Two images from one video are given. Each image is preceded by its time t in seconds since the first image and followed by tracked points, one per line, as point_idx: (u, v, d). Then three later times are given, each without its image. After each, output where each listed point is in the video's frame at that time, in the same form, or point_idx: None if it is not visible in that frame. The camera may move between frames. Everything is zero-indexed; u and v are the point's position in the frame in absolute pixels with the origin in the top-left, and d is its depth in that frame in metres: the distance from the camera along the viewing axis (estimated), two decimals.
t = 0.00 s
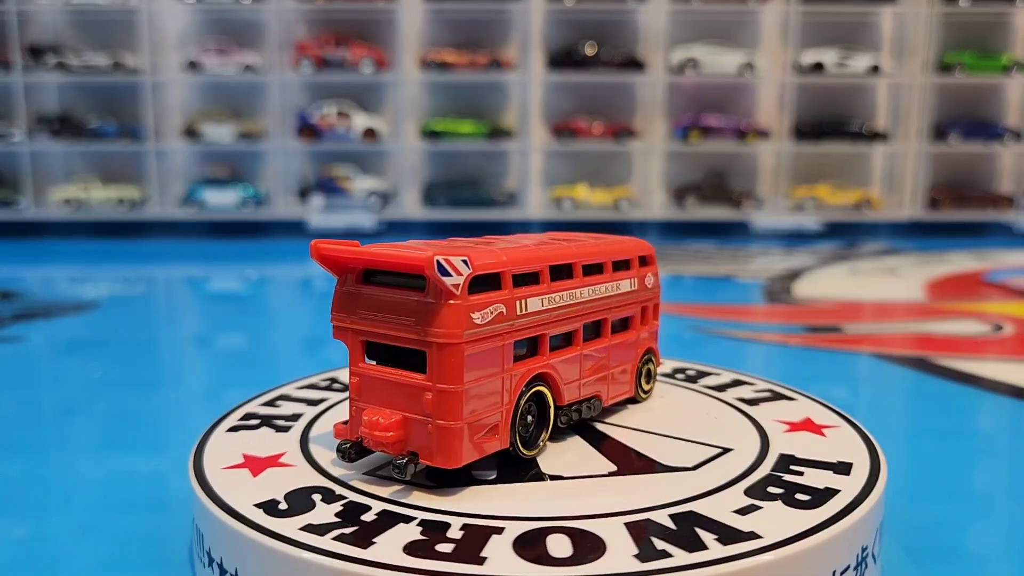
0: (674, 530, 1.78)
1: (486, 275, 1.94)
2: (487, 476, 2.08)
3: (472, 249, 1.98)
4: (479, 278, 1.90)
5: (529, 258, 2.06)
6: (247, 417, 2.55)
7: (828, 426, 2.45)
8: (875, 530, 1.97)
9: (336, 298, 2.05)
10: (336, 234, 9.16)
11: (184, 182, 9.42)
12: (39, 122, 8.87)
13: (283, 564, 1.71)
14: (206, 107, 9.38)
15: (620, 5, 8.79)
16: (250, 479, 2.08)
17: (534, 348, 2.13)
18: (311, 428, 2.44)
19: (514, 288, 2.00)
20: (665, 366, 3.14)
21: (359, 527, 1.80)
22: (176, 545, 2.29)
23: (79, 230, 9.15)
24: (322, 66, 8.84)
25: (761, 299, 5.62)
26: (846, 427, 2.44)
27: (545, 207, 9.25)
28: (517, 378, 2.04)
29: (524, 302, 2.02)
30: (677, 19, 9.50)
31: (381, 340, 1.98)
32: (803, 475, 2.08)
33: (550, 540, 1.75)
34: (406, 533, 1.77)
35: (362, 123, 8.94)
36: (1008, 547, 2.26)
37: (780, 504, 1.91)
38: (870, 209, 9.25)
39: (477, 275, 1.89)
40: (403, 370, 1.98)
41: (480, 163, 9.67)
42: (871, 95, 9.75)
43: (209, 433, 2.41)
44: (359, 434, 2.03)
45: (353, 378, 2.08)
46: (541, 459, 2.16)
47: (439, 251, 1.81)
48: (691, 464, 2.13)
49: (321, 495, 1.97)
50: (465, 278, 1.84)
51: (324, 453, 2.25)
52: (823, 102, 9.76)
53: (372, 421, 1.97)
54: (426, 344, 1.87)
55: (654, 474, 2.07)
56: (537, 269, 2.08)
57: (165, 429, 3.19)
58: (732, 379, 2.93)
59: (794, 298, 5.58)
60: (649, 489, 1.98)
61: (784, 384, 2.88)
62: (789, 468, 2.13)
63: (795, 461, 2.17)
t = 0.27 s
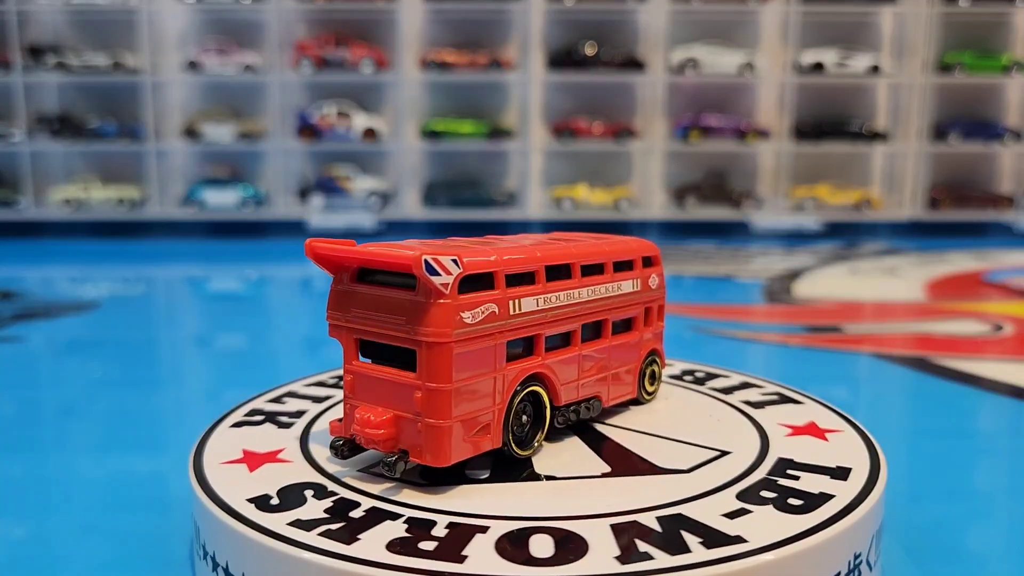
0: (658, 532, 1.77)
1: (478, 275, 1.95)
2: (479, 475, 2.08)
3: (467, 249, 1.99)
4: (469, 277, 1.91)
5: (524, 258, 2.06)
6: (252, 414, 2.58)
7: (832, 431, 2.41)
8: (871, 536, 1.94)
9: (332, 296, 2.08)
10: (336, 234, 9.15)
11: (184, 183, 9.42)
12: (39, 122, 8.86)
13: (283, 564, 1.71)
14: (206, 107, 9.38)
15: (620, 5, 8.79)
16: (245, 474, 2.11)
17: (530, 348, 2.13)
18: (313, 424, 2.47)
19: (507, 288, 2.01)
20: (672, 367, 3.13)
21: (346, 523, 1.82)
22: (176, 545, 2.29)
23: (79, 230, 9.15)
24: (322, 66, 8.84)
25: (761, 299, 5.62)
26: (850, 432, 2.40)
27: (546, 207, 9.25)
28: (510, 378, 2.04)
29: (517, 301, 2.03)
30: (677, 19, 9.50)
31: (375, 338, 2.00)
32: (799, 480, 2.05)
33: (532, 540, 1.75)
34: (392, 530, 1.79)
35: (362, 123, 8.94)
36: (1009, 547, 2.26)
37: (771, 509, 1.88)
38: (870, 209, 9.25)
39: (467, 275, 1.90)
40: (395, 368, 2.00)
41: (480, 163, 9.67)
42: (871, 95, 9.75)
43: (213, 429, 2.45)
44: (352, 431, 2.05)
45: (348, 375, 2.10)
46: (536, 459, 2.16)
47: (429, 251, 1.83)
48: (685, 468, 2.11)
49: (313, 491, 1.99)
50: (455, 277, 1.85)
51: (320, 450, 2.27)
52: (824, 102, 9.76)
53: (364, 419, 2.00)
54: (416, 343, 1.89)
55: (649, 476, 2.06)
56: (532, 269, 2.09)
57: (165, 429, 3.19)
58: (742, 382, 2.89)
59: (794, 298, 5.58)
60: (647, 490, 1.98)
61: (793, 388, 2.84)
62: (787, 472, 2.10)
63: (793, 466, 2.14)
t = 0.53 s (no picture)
0: (643, 534, 1.77)
1: (471, 274, 1.96)
2: (472, 474, 2.08)
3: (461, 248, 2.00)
4: (460, 276, 1.92)
5: (519, 258, 2.07)
6: (257, 410, 2.61)
7: (836, 435, 2.38)
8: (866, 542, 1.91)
9: (328, 294, 2.10)
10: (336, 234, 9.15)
11: (184, 183, 9.42)
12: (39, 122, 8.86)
13: (283, 564, 1.71)
14: (206, 107, 9.38)
15: (620, 5, 8.79)
16: (243, 469, 2.14)
17: (525, 347, 2.13)
18: (316, 420, 2.49)
19: (500, 288, 2.01)
20: (680, 369, 3.11)
21: (333, 519, 1.84)
22: (176, 545, 2.29)
23: (79, 229, 9.15)
24: (322, 66, 8.84)
25: (761, 299, 5.62)
26: (854, 437, 2.36)
27: (545, 207, 9.25)
28: (503, 378, 2.05)
29: (511, 301, 2.03)
30: (677, 19, 9.50)
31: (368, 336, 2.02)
32: (794, 484, 2.03)
33: (514, 539, 1.75)
34: (377, 527, 1.80)
35: (362, 123, 8.94)
36: (1009, 547, 2.26)
37: (761, 513, 1.86)
38: (870, 209, 9.25)
39: (459, 273, 1.91)
40: (387, 367, 2.01)
41: (480, 163, 9.67)
42: (871, 95, 9.75)
43: (216, 425, 2.47)
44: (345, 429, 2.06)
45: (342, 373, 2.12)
46: (530, 459, 2.16)
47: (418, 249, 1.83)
48: (680, 469, 2.10)
49: (306, 487, 2.01)
50: (444, 277, 1.85)
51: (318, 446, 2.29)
52: (824, 102, 9.76)
53: (356, 416, 2.01)
54: (407, 341, 1.90)
55: (643, 477, 2.05)
56: (528, 268, 2.09)
57: (165, 429, 3.19)
58: (751, 384, 2.86)
59: (794, 298, 5.58)
60: (645, 490, 1.97)
61: (802, 391, 2.80)
62: (783, 476, 2.08)
63: (790, 470, 2.12)
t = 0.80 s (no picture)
0: (627, 536, 1.76)
1: (463, 274, 1.97)
2: (466, 473, 2.09)
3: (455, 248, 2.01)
4: (452, 276, 1.92)
5: (514, 258, 2.07)
6: (262, 406, 2.65)
7: (838, 440, 2.34)
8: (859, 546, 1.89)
9: (325, 293, 2.12)
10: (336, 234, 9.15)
11: (184, 183, 9.42)
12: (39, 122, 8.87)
13: (283, 564, 1.72)
14: (206, 107, 9.38)
15: (620, 5, 8.79)
16: (240, 464, 2.17)
17: (521, 347, 2.14)
18: (318, 417, 2.52)
19: (494, 288, 2.02)
20: (688, 371, 3.08)
21: (321, 515, 1.86)
22: (176, 545, 2.29)
23: (79, 230, 9.15)
24: (322, 66, 8.84)
25: (761, 299, 5.62)
26: (856, 443, 2.32)
27: (545, 207, 9.25)
28: (496, 378, 2.05)
29: (504, 301, 2.04)
30: (677, 19, 9.50)
31: (361, 334, 2.03)
32: (789, 489, 2.00)
33: (496, 538, 1.75)
34: (364, 523, 1.82)
35: (362, 123, 8.94)
36: (1009, 547, 2.26)
37: (752, 517, 1.84)
38: (870, 209, 9.25)
39: (450, 273, 1.91)
40: (380, 366, 2.03)
41: (480, 163, 9.67)
42: (871, 95, 9.75)
43: (219, 422, 2.50)
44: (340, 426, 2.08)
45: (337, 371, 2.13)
46: (525, 459, 2.16)
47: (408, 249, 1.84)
48: (675, 472, 2.08)
49: (299, 483, 2.04)
50: (434, 276, 1.86)
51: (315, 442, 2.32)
52: (823, 102, 9.76)
53: (350, 414, 2.03)
54: (398, 340, 1.91)
55: (637, 479, 2.04)
56: (523, 268, 2.10)
57: (165, 429, 3.19)
58: (759, 388, 2.82)
59: (794, 298, 5.58)
60: (644, 491, 1.97)
61: (810, 395, 2.76)
62: (779, 480, 2.05)
63: (786, 474, 2.09)
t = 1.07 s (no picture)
0: (610, 537, 1.76)
1: (456, 274, 1.98)
2: (459, 472, 2.10)
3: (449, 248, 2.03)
4: (444, 275, 1.94)
5: (509, 258, 2.09)
6: (268, 403, 2.68)
7: (840, 444, 2.30)
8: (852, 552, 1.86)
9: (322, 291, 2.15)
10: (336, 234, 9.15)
11: (184, 183, 9.41)
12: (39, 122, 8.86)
13: (283, 564, 1.72)
14: (206, 107, 9.37)
15: (620, 5, 8.79)
16: (239, 459, 2.20)
17: (517, 347, 2.14)
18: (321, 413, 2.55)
19: (488, 288, 2.04)
20: (698, 372, 3.04)
21: (311, 511, 1.89)
22: (176, 545, 2.29)
23: (79, 230, 9.14)
24: (322, 66, 8.84)
25: (762, 299, 5.62)
26: (859, 448, 2.28)
27: (545, 207, 9.25)
28: (489, 377, 2.06)
29: (498, 301, 2.05)
30: (677, 19, 9.50)
31: (356, 333, 2.06)
32: (781, 493, 1.98)
33: (478, 537, 1.76)
34: (350, 520, 1.84)
35: (362, 123, 8.94)
36: (1008, 547, 2.26)
37: (741, 521, 1.83)
38: (870, 209, 9.25)
39: (443, 272, 1.93)
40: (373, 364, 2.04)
41: (480, 163, 9.67)
42: (870, 95, 9.75)
43: (223, 419, 2.53)
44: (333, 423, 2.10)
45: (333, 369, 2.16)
46: (520, 459, 2.16)
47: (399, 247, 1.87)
48: (668, 474, 2.07)
49: (293, 479, 2.06)
50: (425, 275, 1.88)
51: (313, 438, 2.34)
52: (823, 102, 9.76)
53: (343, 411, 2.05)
54: (390, 338, 1.94)
55: (630, 481, 2.03)
56: (519, 268, 2.11)
57: (165, 429, 3.19)
58: (767, 390, 2.78)
59: (794, 298, 5.58)
60: (642, 492, 1.97)
61: (818, 399, 2.72)
62: (773, 484, 2.03)
63: (780, 478, 2.06)
